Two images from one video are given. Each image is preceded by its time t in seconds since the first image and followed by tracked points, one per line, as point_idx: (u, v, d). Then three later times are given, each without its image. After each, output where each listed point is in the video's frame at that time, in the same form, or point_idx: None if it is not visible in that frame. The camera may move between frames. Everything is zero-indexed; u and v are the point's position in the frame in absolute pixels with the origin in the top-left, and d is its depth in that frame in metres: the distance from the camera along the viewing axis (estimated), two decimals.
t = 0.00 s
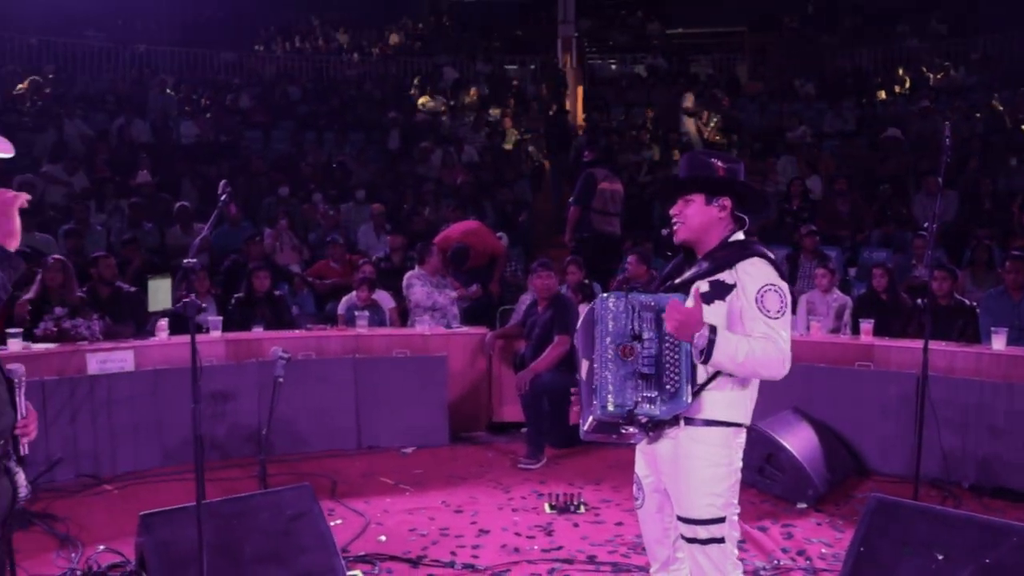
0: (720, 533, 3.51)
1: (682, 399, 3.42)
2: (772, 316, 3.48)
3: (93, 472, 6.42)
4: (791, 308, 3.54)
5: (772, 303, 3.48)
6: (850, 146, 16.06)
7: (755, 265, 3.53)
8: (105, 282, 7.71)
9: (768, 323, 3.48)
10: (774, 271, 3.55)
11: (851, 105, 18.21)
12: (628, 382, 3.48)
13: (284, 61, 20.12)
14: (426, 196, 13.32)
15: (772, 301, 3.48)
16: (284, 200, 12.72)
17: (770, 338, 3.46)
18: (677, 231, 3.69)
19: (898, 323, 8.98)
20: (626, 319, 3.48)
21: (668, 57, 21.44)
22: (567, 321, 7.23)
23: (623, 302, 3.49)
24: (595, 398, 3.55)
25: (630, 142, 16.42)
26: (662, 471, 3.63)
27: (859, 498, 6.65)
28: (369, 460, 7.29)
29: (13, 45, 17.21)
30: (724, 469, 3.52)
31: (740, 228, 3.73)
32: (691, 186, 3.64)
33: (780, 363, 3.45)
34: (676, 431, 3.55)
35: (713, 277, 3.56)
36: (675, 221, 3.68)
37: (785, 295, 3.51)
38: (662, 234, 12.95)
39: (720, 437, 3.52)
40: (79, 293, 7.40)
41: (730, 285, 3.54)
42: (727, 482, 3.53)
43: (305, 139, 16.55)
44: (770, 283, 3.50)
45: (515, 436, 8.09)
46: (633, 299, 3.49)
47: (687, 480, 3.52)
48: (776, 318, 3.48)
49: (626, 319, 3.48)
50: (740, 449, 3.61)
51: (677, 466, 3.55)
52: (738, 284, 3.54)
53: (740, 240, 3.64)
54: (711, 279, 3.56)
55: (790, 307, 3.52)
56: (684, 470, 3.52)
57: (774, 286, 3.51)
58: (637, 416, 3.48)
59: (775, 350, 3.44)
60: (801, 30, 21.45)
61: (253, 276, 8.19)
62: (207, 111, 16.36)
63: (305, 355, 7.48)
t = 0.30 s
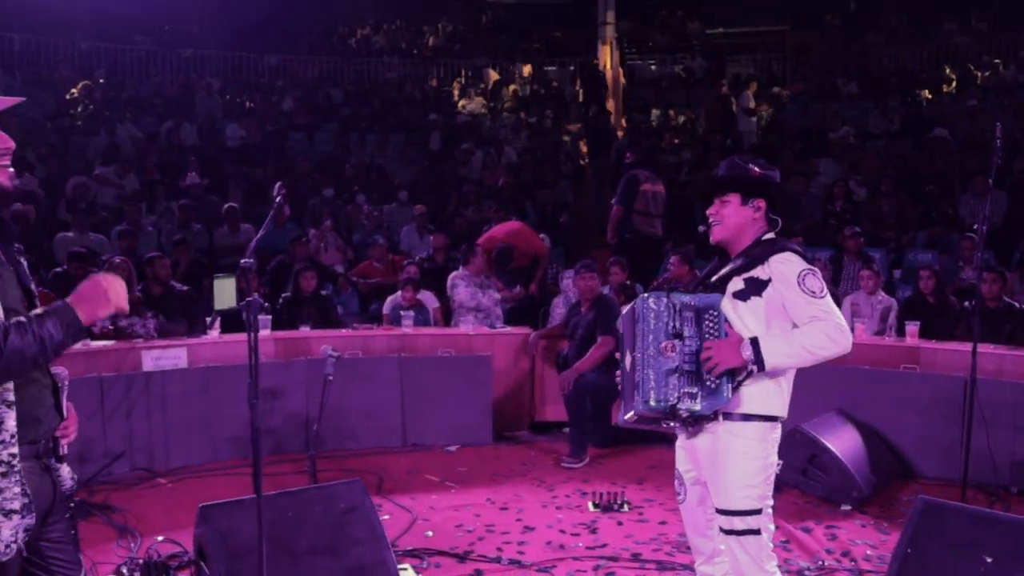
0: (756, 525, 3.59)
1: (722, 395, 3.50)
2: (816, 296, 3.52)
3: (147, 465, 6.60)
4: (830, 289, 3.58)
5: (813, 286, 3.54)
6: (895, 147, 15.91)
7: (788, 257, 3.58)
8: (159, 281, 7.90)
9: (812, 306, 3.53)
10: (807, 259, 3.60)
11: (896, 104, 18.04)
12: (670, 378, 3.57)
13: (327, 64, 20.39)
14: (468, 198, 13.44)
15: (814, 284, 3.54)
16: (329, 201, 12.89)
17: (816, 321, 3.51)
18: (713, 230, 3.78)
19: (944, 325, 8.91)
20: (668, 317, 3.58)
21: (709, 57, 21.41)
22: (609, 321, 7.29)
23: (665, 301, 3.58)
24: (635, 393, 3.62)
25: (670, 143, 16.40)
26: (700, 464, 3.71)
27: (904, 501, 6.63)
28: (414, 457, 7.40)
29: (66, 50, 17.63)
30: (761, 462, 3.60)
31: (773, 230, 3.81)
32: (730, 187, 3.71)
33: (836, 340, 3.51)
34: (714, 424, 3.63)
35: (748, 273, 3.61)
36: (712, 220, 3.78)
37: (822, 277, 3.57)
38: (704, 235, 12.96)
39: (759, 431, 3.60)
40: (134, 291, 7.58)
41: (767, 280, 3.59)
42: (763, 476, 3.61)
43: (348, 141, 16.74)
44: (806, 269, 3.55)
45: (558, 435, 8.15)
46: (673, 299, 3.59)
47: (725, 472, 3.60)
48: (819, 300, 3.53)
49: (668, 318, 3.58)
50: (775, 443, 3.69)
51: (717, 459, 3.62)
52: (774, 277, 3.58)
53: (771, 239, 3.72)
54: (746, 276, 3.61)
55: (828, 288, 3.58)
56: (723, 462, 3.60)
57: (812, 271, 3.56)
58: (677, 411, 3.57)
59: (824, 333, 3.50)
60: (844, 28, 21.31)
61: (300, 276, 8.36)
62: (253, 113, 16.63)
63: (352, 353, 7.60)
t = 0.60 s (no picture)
0: (752, 513, 3.66)
1: (734, 386, 3.58)
2: (820, 294, 3.66)
3: (169, 461, 6.75)
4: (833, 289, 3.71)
5: (817, 284, 3.68)
6: (906, 149, 15.93)
7: (792, 259, 3.73)
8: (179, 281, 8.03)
9: (819, 302, 3.66)
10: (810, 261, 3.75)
11: (908, 106, 18.03)
12: (682, 374, 3.61)
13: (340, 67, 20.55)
14: (481, 200, 13.53)
15: (818, 282, 3.68)
16: (343, 203, 13.00)
17: (824, 314, 3.63)
18: (720, 229, 3.84)
19: (957, 328, 8.94)
20: (677, 317, 3.65)
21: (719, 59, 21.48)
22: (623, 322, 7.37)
23: (672, 300, 3.66)
24: (648, 390, 3.66)
25: (683, 145, 16.45)
26: (706, 453, 3.79)
27: (916, 501, 6.66)
28: (431, 455, 7.48)
29: (84, 52, 17.84)
30: (764, 453, 3.67)
31: (775, 233, 3.88)
32: (739, 191, 3.76)
33: (844, 334, 3.62)
34: (725, 417, 3.71)
35: (755, 273, 3.75)
36: (719, 220, 3.83)
37: (824, 276, 3.72)
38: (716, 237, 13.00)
39: (764, 423, 3.67)
40: (156, 289, 7.70)
41: (773, 280, 3.72)
42: (765, 467, 3.68)
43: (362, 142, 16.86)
44: (810, 269, 3.70)
45: (573, 435, 8.22)
46: (680, 299, 3.67)
47: (729, 459, 3.68)
48: (824, 296, 3.66)
49: (677, 317, 3.65)
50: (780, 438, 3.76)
51: (722, 447, 3.71)
52: (779, 277, 3.71)
53: (774, 242, 3.79)
54: (753, 276, 3.75)
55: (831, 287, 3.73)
56: (727, 449, 3.68)
57: (815, 270, 3.70)
58: (692, 405, 3.61)
59: (832, 327, 3.61)
60: (857, 31, 21.33)
61: (318, 276, 8.46)
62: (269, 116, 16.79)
63: (370, 352, 7.70)
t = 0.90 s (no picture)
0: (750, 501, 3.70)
1: (742, 378, 3.66)
2: (820, 288, 3.74)
3: (185, 459, 6.83)
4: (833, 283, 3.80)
5: (818, 279, 3.75)
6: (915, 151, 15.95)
7: (794, 255, 3.79)
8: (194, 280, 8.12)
9: (821, 295, 3.73)
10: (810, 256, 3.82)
11: (918, 108, 18.04)
12: (691, 371, 3.68)
13: (350, 68, 20.67)
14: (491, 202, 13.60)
15: (818, 277, 3.75)
16: (354, 205, 13.10)
17: (827, 308, 3.71)
18: (722, 230, 3.91)
19: (966, 329, 8.97)
20: (681, 316, 3.75)
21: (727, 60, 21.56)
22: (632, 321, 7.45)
23: (675, 300, 3.77)
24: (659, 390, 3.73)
25: (691, 146, 16.49)
26: (712, 445, 3.83)
27: (924, 500, 6.71)
28: (443, 453, 7.55)
29: (96, 54, 17.97)
30: (768, 445, 3.73)
31: (776, 232, 3.96)
32: (744, 194, 3.83)
33: (846, 327, 3.70)
34: (732, 411, 3.77)
35: (756, 270, 3.82)
36: (722, 222, 3.90)
37: (824, 271, 3.79)
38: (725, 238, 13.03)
39: (771, 417, 3.74)
40: (171, 290, 7.82)
41: (776, 275, 3.79)
42: (768, 460, 3.74)
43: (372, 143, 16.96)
44: (811, 264, 3.77)
45: (582, 434, 8.28)
46: (682, 299, 3.77)
47: (734, 448, 3.73)
48: (825, 290, 3.74)
49: (681, 316, 3.75)
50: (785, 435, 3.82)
51: (730, 436, 3.75)
52: (781, 273, 3.78)
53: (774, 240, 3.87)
54: (754, 273, 3.82)
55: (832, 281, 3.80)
56: (733, 438, 3.74)
57: (815, 265, 3.78)
58: (703, 400, 3.67)
59: (834, 320, 3.69)
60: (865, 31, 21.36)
61: (331, 276, 8.55)
62: (280, 117, 16.90)
63: (383, 352, 7.78)
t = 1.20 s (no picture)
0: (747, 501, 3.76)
1: (737, 384, 3.67)
2: (813, 301, 3.77)
3: (194, 456, 6.91)
4: (827, 291, 3.82)
5: (812, 289, 3.77)
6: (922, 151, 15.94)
7: (793, 261, 3.81)
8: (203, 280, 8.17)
9: (813, 307, 3.77)
10: (808, 262, 3.83)
11: (925, 108, 18.03)
12: (686, 376, 3.75)
13: (358, 69, 20.79)
14: (497, 202, 13.66)
15: (813, 288, 3.77)
16: (362, 204, 13.16)
17: (817, 322, 3.76)
18: (722, 239, 3.94)
19: (971, 331, 9.00)
20: (679, 320, 3.77)
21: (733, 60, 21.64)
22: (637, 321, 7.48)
23: (673, 304, 3.79)
24: (656, 392, 3.81)
25: (698, 146, 16.52)
26: (711, 446, 3.87)
27: (928, 500, 6.73)
28: (449, 452, 7.61)
29: (106, 54, 18.09)
30: (766, 446, 3.77)
31: (774, 231, 3.99)
32: (742, 204, 3.81)
33: (829, 345, 3.73)
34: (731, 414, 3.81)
35: (755, 272, 3.81)
36: (721, 233, 3.93)
37: (821, 280, 3.80)
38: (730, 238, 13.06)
39: (770, 418, 3.78)
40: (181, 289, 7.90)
41: (773, 279, 3.80)
42: (766, 460, 3.78)
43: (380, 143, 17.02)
44: (809, 273, 3.78)
45: (588, 433, 8.32)
46: (681, 302, 3.78)
47: (733, 449, 3.77)
48: (818, 302, 3.78)
49: (679, 320, 3.77)
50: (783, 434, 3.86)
51: (727, 437, 3.79)
52: (779, 278, 3.79)
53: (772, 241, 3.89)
54: (754, 275, 3.80)
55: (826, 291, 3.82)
56: (733, 440, 3.78)
57: (813, 274, 3.79)
58: (698, 405, 3.73)
59: (821, 337, 3.72)
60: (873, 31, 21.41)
61: (338, 276, 8.60)
62: (288, 118, 16.99)
63: (390, 351, 7.84)
